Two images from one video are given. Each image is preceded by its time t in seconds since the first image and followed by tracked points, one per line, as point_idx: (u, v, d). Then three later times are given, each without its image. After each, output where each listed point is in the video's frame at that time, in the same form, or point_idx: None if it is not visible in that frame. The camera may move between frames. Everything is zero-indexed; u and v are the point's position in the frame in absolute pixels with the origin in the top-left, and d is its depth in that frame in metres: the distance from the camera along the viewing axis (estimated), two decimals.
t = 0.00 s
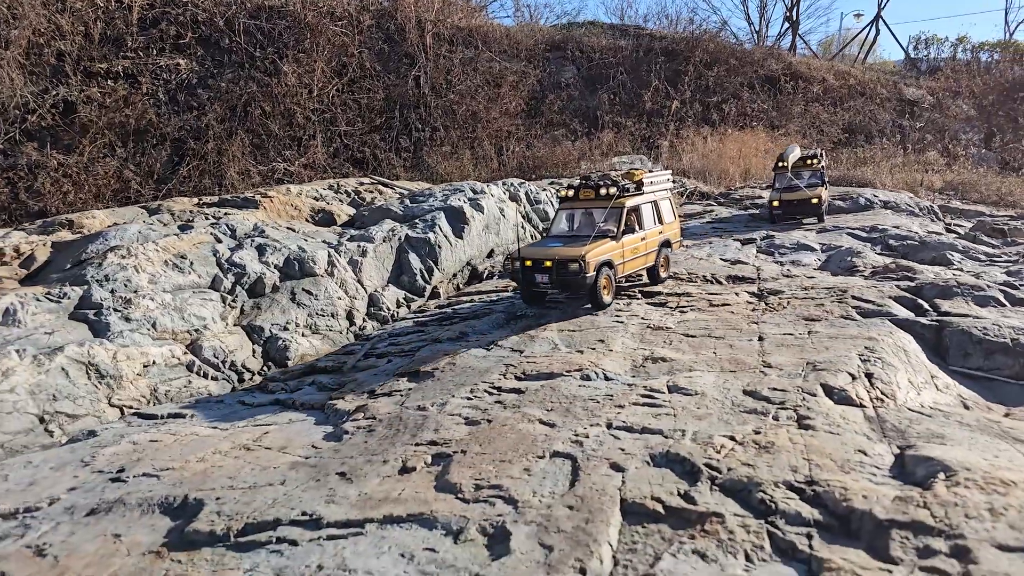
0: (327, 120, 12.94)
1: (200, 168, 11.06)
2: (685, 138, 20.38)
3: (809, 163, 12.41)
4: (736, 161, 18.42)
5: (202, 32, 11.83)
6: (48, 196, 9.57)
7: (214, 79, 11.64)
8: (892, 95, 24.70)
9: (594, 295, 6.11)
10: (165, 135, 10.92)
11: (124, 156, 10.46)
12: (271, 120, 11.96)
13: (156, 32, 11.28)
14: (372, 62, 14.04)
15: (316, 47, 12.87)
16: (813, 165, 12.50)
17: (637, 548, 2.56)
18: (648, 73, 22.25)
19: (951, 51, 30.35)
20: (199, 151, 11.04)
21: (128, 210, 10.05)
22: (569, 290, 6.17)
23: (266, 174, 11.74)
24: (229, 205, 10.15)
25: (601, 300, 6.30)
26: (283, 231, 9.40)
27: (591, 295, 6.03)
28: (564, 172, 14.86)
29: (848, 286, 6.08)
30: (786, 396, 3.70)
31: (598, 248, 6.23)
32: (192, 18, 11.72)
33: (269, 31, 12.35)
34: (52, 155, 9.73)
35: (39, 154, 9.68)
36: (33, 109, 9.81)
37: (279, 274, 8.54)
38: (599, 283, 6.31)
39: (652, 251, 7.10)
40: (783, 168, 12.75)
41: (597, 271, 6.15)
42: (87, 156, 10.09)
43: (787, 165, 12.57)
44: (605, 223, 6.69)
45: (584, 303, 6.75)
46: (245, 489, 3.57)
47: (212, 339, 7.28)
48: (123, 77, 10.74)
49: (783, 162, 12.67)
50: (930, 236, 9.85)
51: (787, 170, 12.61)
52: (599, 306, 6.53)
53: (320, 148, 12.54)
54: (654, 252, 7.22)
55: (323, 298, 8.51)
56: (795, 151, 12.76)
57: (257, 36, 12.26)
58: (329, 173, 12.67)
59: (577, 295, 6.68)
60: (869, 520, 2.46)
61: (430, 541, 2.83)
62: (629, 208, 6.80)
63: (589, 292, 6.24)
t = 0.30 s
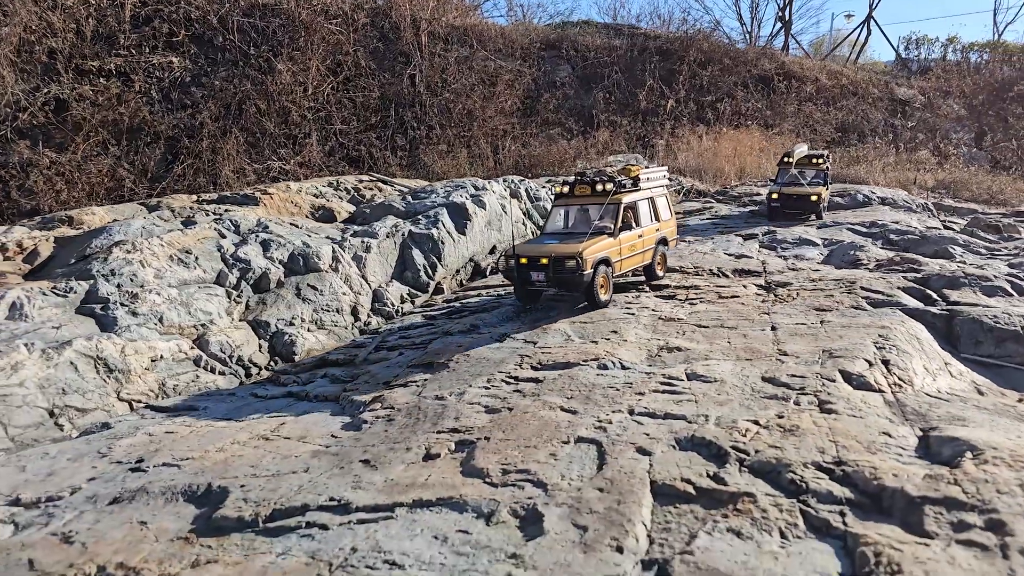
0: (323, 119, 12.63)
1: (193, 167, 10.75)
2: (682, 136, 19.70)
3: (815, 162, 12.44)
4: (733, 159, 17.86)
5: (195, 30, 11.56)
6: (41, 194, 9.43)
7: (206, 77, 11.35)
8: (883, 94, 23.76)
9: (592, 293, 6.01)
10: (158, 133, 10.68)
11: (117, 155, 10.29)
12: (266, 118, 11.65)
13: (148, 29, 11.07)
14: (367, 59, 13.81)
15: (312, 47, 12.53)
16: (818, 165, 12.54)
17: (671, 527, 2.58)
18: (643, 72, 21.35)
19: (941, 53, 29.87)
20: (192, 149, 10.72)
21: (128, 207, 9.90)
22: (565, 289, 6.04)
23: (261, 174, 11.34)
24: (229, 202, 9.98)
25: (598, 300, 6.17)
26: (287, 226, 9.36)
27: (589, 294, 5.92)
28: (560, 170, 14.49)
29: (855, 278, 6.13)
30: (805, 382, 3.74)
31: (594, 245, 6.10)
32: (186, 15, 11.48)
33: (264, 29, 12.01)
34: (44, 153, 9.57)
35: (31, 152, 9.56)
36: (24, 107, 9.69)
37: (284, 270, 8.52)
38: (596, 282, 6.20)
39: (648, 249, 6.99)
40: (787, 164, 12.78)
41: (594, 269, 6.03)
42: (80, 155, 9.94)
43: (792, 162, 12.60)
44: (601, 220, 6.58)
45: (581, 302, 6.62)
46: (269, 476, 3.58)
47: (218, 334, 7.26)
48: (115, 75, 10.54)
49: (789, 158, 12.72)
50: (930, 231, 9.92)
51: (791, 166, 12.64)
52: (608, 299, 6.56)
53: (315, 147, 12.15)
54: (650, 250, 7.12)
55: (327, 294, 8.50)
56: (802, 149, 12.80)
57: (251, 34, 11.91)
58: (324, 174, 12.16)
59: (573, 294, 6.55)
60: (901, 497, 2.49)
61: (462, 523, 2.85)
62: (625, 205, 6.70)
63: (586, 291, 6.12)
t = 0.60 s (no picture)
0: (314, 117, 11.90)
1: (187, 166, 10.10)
2: (674, 134, 18.88)
3: (811, 158, 12.37)
4: (725, 158, 17.31)
5: (185, 28, 11.02)
6: (30, 192, 8.77)
7: (197, 74, 10.76)
8: (872, 94, 22.70)
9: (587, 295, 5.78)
10: (149, 131, 10.07)
11: (108, 152, 9.63)
12: (259, 116, 10.95)
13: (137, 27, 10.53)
14: (359, 57, 12.97)
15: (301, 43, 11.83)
16: (814, 162, 12.48)
17: (705, 509, 2.59)
18: (635, 72, 20.48)
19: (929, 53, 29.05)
20: (187, 147, 10.08)
21: (126, 203, 9.31)
22: (558, 291, 5.75)
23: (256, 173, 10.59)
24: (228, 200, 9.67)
25: (592, 301, 5.92)
26: (288, 222, 9.29)
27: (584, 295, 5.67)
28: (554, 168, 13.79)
29: (861, 271, 6.18)
30: (824, 369, 3.77)
31: (586, 245, 5.84)
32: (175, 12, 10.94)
33: (256, 27, 11.48)
34: (31, 151, 8.95)
35: (19, 150, 8.95)
36: (10, 104, 9.12)
37: (286, 265, 8.45)
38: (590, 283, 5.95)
39: (641, 246, 6.75)
40: (784, 161, 12.73)
41: (586, 269, 5.78)
42: (70, 152, 9.29)
43: (789, 159, 12.57)
44: (591, 219, 6.38)
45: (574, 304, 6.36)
46: (291, 465, 3.57)
47: (222, 329, 7.21)
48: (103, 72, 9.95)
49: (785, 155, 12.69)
50: (929, 227, 9.95)
51: (788, 164, 12.61)
52: (617, 292, 6.58)
53: (307, 146, 11.42)
54: (644, 247, 6.87)
55: (330, 289, 8.47)
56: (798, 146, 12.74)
57: (242, 31, 11.36)
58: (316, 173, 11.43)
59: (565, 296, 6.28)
60: (932, 477, 2.51)
61: (492, 508, 2.85)
62: (615, 202, 6.47)
63: (581, 292, 5.86)
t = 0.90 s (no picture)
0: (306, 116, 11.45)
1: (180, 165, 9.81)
2: (668, 133, 18.78)
3: (801, 155, 12.31)
4: (718, 158, 17.25)
5: (175, 25, 10.71)
6: (19, 190, 8.45)
7: (188, 73, 10.48)
8: (862, 94, 22.77)
9: (579, 297, 5.61)
10: (140, 129, 9.77)
11: (98, 150, 9.32)
12: (251, 114, 10.58)
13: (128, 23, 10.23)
14: (351, 55, 12.56)
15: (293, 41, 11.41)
16: (804, 160, 12.44)
17: (733, 494, 2.62)
18: (627, 72, 20.41)
19: (917, 53, 29.14)
20: (178, 146, 9.80)
21: (119, 201, 9.02)
22: (549, 293, 5.53)
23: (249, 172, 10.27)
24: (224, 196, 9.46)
25: (584, 302, 5.71)
26: (287, 219, 9.19)
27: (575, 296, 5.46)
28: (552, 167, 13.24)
29: (865, 266, 6.23)
30: (838, 359, 3.81)
31: (575, 244, 5.63)
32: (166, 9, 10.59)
33: (247, 24, 11.05)
34: (20, 148, 8.60)
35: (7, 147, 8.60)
36: None
37: (287, 262, 8.35)
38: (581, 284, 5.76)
39: (632, 246, 6.56)
40: (774, 161, 12.66)
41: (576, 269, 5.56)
42: (59, 149, 8.97)
43: (778, 158, 12.52)
44: (580, 219, 6.16)
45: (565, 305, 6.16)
46: (311, 457, 3.57)
47: (225, 326, 7.15)
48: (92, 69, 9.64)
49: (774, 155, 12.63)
50: (924, 223, 10.04)
51: (778, 163, 12.54)
52: (623, 288, 6.59)
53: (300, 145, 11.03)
54: (635, 247, 6.68)
55: (332, 286, 8.41)
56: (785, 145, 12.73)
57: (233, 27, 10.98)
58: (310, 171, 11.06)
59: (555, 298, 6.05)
60: (957, 461, 2.55)
61: (519, 495, 2.86)
62: (604, 202, 6.27)
63: (572, 294, 5.64)
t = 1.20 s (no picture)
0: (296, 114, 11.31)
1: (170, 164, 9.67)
2: (659, 132, 18.79)
3: (787, 154, 12.17)
4: (709, 157, 17.29)
5: (165, 22, 10.41)
6: (6, 188, 8.25)
7: (178, 70, 10.24)
8: (850, 94, 22.96)
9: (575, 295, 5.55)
10: (130, 127, 9.52)
11: (88, 148, 9.08)
12: (241, 113, 10.49)
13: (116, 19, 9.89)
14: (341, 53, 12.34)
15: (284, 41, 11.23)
16: (791, 157, 12.29)
17: (754, 476, 2.67)
18: (618, 71, 20.36)
19: (904, 54, 29.35)
20: (167, 145, 9.66)
21: (112, 198, 8.85)
22: (546, 290, 5.48)
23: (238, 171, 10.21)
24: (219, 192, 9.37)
25: (581, 301, 5.67)
26: (286, 215, 9.14)
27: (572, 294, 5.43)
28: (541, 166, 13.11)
29: (864, 260, 6.32)
30: (846, 348, 3.87)
31: (572, 242, 5.59)
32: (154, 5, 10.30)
33: (238, 22, 10.83)
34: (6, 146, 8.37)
35: None
36: None
37: (287, 258, 8.34)
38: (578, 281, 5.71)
39: (628, 242, 6.52)
40: (761, 163, 12.55)
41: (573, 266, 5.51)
42: (47, 146, 8.72)
43: (765, 159, 12.40)
44: (576, 215, 6.12)
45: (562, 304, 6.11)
46: (327, 446, 3.59)
47: (226, 321, 7.11)
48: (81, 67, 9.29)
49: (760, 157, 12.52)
50: (917, 220, 10.15)
51: (765, 164, 12.41)
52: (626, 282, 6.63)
53: (291, 143, 10.96)
54: (631, 243, 6.64)
55: (332, 282, 8.36)
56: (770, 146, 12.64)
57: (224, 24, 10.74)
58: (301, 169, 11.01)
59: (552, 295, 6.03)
60: (972, 443, 2.62)
61: (541, 480, 2.90)
62: (600, 197, 6.22)
63: (569, 292, 5.60)
